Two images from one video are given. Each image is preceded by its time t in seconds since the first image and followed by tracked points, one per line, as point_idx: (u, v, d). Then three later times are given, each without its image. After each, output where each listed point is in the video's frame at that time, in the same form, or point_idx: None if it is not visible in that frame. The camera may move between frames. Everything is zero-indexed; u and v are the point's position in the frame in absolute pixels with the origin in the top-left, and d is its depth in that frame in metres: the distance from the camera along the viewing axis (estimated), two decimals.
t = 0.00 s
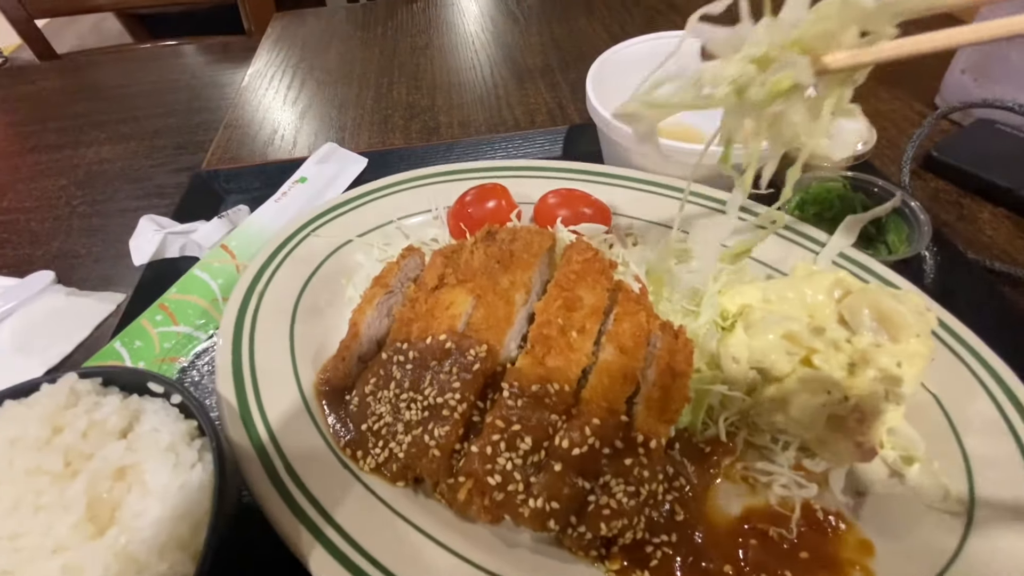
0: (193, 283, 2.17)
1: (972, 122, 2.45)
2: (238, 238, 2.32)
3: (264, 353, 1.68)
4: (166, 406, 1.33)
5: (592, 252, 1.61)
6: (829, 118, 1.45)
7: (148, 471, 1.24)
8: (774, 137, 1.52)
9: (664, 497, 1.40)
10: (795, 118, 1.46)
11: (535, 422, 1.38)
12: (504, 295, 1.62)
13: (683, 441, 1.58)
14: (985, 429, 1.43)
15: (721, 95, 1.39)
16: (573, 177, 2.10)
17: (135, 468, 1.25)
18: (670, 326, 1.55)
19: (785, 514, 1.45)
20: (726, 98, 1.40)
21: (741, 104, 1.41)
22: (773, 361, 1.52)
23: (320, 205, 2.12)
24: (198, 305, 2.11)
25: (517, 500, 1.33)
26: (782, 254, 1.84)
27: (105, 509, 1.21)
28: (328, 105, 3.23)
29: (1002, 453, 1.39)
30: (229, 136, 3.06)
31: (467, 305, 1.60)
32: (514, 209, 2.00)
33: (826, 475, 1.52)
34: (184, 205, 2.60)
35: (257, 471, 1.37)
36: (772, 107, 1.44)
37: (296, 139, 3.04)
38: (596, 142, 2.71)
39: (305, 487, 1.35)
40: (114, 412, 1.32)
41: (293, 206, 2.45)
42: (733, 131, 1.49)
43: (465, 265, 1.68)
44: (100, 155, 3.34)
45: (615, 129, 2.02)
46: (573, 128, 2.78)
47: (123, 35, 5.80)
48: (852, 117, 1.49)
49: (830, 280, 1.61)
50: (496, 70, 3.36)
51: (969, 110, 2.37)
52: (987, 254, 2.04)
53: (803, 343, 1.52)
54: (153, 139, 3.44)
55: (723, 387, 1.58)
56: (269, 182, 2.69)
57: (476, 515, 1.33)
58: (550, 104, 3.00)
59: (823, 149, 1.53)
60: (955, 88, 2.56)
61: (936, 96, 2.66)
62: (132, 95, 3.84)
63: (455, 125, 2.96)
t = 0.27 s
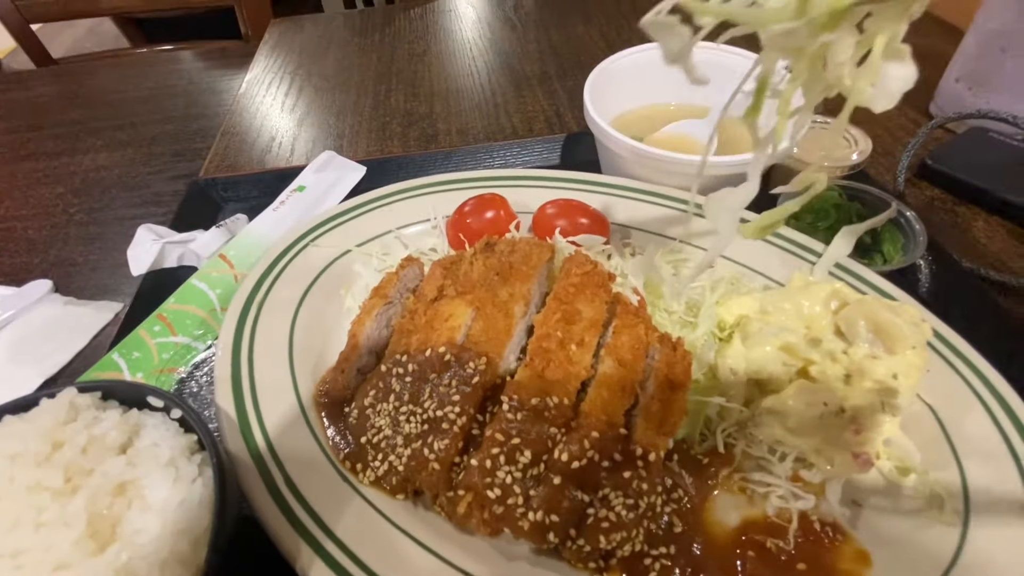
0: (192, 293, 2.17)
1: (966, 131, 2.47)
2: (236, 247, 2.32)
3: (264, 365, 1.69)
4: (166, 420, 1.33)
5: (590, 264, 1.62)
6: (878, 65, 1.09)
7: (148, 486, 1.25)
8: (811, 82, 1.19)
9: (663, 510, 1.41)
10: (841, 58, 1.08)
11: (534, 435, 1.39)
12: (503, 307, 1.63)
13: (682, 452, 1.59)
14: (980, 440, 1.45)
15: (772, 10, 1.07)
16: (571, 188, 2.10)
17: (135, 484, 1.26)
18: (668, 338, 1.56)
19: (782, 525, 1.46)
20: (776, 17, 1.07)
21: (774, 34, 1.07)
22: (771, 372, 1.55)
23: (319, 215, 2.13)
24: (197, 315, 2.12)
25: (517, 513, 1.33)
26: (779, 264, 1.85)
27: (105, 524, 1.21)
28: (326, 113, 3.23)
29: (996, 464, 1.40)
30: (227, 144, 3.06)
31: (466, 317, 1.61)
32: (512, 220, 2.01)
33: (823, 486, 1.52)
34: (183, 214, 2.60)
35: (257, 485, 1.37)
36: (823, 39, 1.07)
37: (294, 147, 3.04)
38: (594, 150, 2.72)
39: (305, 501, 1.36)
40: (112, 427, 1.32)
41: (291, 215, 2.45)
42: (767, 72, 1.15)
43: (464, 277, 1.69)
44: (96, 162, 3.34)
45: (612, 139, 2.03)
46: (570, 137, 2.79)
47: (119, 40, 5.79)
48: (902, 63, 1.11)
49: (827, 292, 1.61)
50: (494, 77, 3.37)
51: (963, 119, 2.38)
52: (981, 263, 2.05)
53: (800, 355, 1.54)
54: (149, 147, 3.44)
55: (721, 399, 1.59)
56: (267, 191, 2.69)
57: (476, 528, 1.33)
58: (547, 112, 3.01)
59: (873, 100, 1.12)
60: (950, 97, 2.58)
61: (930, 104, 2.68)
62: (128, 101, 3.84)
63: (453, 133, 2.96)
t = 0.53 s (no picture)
0: (178, 286, 2.14)
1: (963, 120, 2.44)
2: (224, 240, 2.29)
3: (249, 357, 1.66)
4: (146, 413, 1.30)
5: (581, 252, 1.59)
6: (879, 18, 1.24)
7: (127, 480, 1.22)
8: (809, 40, 1.32)
9: (655, 502, 1.38)
10: (840, 12, 1.23)
11: (523, 425, 1.36)
12: (492, 297, 1.60)
13: (674, 443, 1.56)
14: (977, 429, 1.42)
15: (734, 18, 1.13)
16: (563, 177, 2.07)
17: (113, 477, 1.23)
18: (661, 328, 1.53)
19: (776, 516, 1.43)
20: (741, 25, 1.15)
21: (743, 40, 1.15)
22: (764, 362, 1.51)
23: (308, 206, 2.09)
24: (183, 307, 2.08)
25: (506, 505, 1.30)
26: (773, 253, 1.82)
27: (81, 518, 1.18)
28: (317, 105, 3.19)
29: (993, 454, 1.38)
30: (216, 136, 3.02)
31: (455, 307, 1.58)
32: (503, 210, 1.97)
33: (818, 477, 1.49)
34: (169, 206, 2.56)
35: (241, 478, 1.34)
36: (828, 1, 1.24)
37: (285, 139, 3.00)
38: (587, 141, 2.69)
39: (289, 494, 1.33)
40: (90, 419, 1.29)
41: (280, 207, 2.41)
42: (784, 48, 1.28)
43: (453, 267, 1.66)
44: (84, 156, 3.29)
45: (606, 128, 1.99)
46: (563, 128, 2.76)
47: (111, 34, 5.74)
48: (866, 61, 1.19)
49: (821, 280, 1.59)
50: (487, 68, 3.33)
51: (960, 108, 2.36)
52: (978, 252, 2.03)
53: (794, 344, 1.51)
54: (139, 140, 3.40)
55: (713, 389, 1.56)
56: (256, 183, 2.65)
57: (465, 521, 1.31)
58: (541, 103, 2.98)
59: (869, 57, 1.28)
60: (946, 87, 2.56)
61: (927, 94, 2.65)
62: (118, 94, 3.80)
63: (445, 125, 2.93)
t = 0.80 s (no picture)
0: (166, 276, 2.07)
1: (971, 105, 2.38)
2: (213, 228, 2.22)
3: (238, 348, 1.60)
4: (128, 405, 1.23)
5: (583, 236, 1.53)
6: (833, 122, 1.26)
7: (107, 476, 1.16)
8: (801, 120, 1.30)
9: (662, 495, 1.33)
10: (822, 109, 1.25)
11: (524, 417, 1.30)
12: (490, 284, 1.53)
13: (681, 436, 1.50)
14: (995, 419, 1.37)
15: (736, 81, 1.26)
16: (563, 162, 2.01)
17: (93, 473, 1.17)
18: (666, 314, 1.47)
19: (787, 509, 1.38)
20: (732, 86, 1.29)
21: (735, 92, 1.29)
22: (773, 351, 1.46)
23: (299, 192, 2.02)
24: (171, 298, 2.02)
25: (506, 500, 1.24)
26: (780, 238, 1.77)
27: (59, 516, 1.12)
28: (310, 92, 3.12)
29: (1011, 444, 1.33)
30: (206, 125, 2.94)
31: (452, 295, 1.52)
32: (501, 195, 1.91)
33: (830, 468, 1.44)
34: (157, 195, 2.49)
35: (229, 473, 1.29)
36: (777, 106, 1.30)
37: (277, 127, 2.93)
38: (587, 127, 2.63)
39: (280, 489, 1.27)
40: (70, 413, 1.23)
41: (270, 195, 2.35)
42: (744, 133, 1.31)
43: (449, 253, 1.59)
44: (72, 146, 3.20)
45: (607, 110, 1.94)
46: (562, 113, 2.69)
47: (101, 26, 5.63)
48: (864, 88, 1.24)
49: (832, 265, 1.53)
50: (484, 55, 3.26)
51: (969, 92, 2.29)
52: (989, 238, 1.98)
53: (804, 331, 1.46)
54: (128, 129, 3.32)
55: (720, 377, 1.50)
56: (247, 171, 2.58)
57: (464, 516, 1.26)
58: (539, 89, 2.92)
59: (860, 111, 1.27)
60: (953, 70, 2.49)
61: (934, 78, 2.59)
62: (107, 83, 3.71)
63: (442, 112, 2.86)
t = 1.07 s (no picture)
0: (142, 251, 2.00)
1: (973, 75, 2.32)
2: (193, 202, 2.14)
3: (215, 321, 1.54)
4: (94, 376, 1.18)
5: (573, 199, 1.47)
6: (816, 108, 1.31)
7: (71, 448, 1.12)
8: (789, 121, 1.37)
9: (654, 464, 1.28)
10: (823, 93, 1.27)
11: (511, 384, 1.25)
12: (477, 250, 1.47)
13: (673, 404, 1.45)
14: (999, 386, 1.33)
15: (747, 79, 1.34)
16: (555, 130, 1.95)
17: (56, 445, 1.13)
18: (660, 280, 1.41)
19: (784, 479, 1.34)
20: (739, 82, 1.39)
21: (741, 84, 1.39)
22: (770, 317, 1.40)
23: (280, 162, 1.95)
24: (148, 273, 1.94)
25: (491, 471, 1.22)
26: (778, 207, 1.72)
27: (17, 488, 1.07)
28: (295, 67, 3.03)
29: (1016, 412, 1.29)
30: (188, 99, 2.85)
31: (436, 262, 1.45)
32: (490, 163, 1.85)
33: (828, 437, 1.41)
34: (135, 169, 2.41)
35: (203, 446, 1.24)
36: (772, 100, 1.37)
37: (262, 102, 2.85)
38: (580, 98, 2.56)
39: (255, 461, 1.22)
40: (33, 382, 1.17)
41: (252, 168, 2.27)
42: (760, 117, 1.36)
43: (434, 219, 1.53)
44: (50, 123, 3.10)
45: (600, 74, 1.90)
46: (555, 85, 2.63)
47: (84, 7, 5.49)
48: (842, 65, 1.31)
49: (832, 230, 1.48)
50: (474, 28, 3.18)
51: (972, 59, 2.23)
52: (990, 208, 1.94)
53: (802, 297, 1.41)
54: (107, 105, 3.20)
55: (715, 345, 1.45)
56: (229, 145, 2.50)
57: (448, 487, 1.24)
58: (531, 62, 2.84)
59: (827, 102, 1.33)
60: (954, 38, 2.44)
61: (934, 48, 2.54)
62: (87, 60, 3.60)
63: (430, 85, 2.79)
